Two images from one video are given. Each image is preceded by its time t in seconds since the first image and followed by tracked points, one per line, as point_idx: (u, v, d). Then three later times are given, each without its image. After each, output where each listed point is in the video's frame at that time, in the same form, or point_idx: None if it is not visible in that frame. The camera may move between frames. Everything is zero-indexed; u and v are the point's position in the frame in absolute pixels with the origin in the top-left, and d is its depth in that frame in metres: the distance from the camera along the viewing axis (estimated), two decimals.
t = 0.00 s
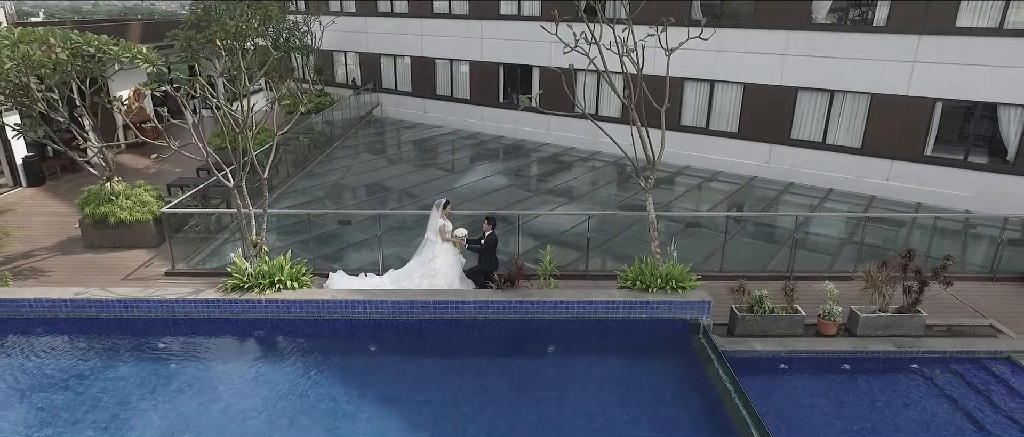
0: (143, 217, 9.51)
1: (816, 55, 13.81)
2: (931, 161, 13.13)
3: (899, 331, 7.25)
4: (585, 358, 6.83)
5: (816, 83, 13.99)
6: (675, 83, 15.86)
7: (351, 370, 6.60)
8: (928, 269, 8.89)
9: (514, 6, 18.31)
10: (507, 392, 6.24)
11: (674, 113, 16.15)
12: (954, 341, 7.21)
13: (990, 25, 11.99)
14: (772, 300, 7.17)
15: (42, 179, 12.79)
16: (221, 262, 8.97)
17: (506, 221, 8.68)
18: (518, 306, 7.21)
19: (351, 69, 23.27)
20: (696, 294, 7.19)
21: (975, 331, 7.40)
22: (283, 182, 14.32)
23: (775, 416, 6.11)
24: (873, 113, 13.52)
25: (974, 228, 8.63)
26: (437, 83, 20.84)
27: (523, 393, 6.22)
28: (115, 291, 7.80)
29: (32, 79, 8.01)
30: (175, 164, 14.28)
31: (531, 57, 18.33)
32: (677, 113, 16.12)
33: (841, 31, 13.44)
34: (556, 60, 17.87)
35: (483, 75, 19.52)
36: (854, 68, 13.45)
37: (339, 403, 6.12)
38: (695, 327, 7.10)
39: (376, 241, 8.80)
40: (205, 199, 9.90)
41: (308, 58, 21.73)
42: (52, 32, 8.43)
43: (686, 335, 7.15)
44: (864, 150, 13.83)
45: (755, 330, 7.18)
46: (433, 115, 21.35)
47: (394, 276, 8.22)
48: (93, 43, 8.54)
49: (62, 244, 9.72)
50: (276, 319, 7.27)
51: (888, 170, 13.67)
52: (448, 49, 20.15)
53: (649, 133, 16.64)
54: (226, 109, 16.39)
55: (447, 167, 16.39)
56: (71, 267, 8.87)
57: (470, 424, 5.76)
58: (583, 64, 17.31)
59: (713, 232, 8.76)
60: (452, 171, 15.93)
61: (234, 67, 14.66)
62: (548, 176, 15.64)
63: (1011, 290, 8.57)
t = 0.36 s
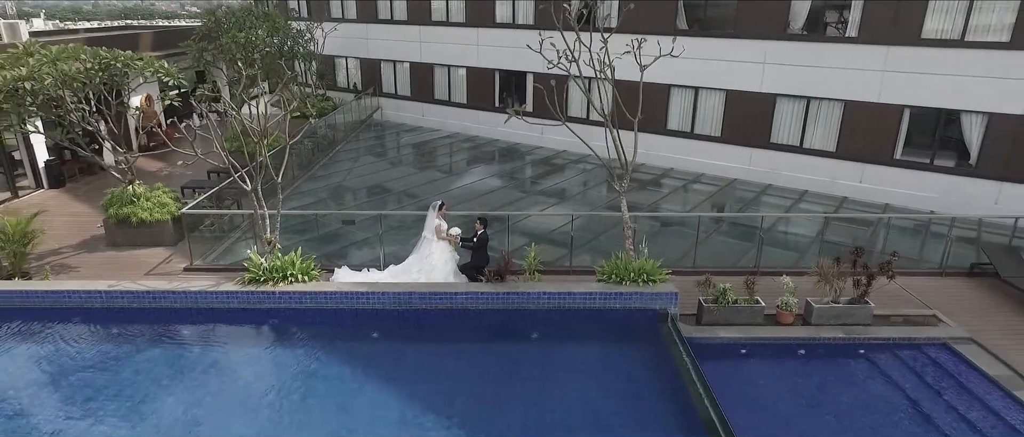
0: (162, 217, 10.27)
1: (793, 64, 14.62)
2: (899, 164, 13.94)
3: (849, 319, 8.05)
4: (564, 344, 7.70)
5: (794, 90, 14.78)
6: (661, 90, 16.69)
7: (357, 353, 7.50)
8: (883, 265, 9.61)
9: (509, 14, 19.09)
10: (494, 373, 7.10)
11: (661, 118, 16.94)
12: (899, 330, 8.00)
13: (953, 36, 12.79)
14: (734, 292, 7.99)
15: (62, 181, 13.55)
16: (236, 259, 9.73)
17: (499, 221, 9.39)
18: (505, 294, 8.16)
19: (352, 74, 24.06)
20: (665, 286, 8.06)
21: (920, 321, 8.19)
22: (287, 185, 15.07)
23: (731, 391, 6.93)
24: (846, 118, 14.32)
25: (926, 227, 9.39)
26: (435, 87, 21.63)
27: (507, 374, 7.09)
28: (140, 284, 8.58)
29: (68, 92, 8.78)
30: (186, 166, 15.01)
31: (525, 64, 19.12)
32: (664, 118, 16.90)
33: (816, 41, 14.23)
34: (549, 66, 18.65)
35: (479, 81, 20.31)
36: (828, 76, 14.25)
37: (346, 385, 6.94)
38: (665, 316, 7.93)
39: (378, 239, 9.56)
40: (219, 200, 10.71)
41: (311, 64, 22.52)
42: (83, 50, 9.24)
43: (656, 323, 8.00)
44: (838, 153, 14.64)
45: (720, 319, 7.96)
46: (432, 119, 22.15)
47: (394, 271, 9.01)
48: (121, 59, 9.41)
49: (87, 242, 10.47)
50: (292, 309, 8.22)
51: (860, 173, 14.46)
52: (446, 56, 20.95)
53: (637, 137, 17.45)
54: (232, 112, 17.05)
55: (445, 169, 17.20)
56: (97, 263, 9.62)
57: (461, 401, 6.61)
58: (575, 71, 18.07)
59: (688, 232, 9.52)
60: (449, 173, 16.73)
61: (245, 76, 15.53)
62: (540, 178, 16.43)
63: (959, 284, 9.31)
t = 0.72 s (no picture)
0: (181, 218, 11.15)
1: (769, 73, 15.53)
2: (869, 168, 14.84)
3: (806, 311, 8.93)
4: (549, 332, 8.62)
5: (772, 98, 15.68)
6: (648, 97, 17.58)
7: (362, 340, 8.45)
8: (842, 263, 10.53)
9: (505, 24, 19.99)
10: (485, 358, 8.01)
11: (648, 124, 17.83)
12: (850, 320, 8.90)
13: (918, 49, 13.68)
14: (701, 286, 8.90)
15: (83, 184, 14.43)
16: (252, 256, 10.64)
17: (493, 222, 10.22)
18: (497, 286, 9.08)
19: (354, 80, 24.96)
20: (638, 281, 8.99)
21: (869, 312, 9.08)
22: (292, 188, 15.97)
23: (693, 371, 7.84)
24: (820, 125, 15.22)
25: (882, 227, 10.29)
26: (433, 93, 22.52)
27: (496, 358, 8.01)
28: (166, 279, 9.47)
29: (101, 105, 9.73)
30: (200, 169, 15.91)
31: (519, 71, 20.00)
32: (651, 124, 17.79)
33: (793, 52, 15.12)
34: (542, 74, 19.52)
35: (476, 88, 21.21)
36: (803, 85, 15.15)
37: (353, 368, 7.85)
38: (638, 307, 8.86)
39: (380, 239, 10.48)
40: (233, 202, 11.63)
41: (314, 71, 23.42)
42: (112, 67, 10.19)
43: (630, 314, 8.94)
44: (812, 158, 15.53)
45: (689, 310, 8.82)
46: (431, 124, 23.05)
47: (395, 268, 9.91)
48: (146, 75, 10.40)
49: (113, 241, 11.37)
50: (305, 300, 9.23)
51: (833, 176, 15.36)
52: (444, 64, 21.85)
53: (626, 142, 18.36)
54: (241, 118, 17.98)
55: (443, 172, 18.13)
56: (124, 260, 10.51)
57: (454, 381, 7.53)
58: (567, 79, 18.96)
59: (665, 232, 10.32)
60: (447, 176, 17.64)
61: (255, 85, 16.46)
62: (533, 181, 17.33)
63: (911, 280, 10.18)
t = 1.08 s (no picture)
0: (200, 220, 12.11)
1: (749, 82, 16.49)
2: (841, 171, 15.81)
3: (769, 302, 9.89)
4: (536, 323, 9.62)
5: (751, 106, 16.66)
6: (636, 104, 18.55)
7: (370, 329, 9.46)
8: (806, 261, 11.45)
9: (501, 33, 20.96)
10: (479, 344, 9.00)
11: (636, 130, 18.81)
12: (808, 311, 9.86)
13: (885, 61, 14.66)
14: (674, 281, 9.88)
15: (105, 187, 15.39)
16: (266, 254, 11.61)
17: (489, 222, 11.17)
18: (490, 280, 10.06)
19: (356, 86, 25.94)
20: (617, 276, 10.00)
21: (826, 304, 10.05)
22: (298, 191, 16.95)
23: (664, 356, 8.83)
24: (796, 131, 16.18)
25: (841, 228, 11.28)
26: (433, 99, 23.49)
27: (489, 344, 9.00)
28: (192, 274, 10.46)
29: (131, 116, 10.85)
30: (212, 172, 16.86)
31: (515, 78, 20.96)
32: (639, 129, 18.75)
33: (770, 63, 16.09)
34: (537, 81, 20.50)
35: (474, 94, 22.17)
36: (780, 94, 16.13)
37: (362, 353, 8.84)
38: (617, 299, 9.87)
39: (383, 238, 11.40)
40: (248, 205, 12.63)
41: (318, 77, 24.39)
42: (139, 82, 11.32)
43: (609, 306, 9.97)
44: (789, 162, 16.49)
45: (663, 303, 9.79)
46: (430, 128, 24.02)
47: (397, 265, 10.87)
48: (171, 88, 11.48)
49: (137, 240, 12.34)
50: (317, 292, 10.24)
51: (808, 180, 16.33)
52: (443, 70, 22.81)
53: (615, 146, 19.33)
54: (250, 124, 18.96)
55: (442, 175, 19.12)
56: (149, 258, 11.47)
57: (452, 364, 8.52)
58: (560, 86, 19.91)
59: (645, 232, 11.29)
60: (445, 178, 18.61)
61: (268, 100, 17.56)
62: (528, 183, 18.29)
63: (869, 276, 11.16)
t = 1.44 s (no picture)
0: (220, 221, 13.15)
1: (730, 92, 17.56)
2: (816, 176, 16.88)
3: (737, 297, 10.95)
4: (527, 314, 10.70)
5: (732, 114, 17.74)
6: (625, 112, 19.62)
7: (377, 320, 10.54)
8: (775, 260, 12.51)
9: (498, 43, 22.02)
10: (475, 333, 10.07)
11: (625, 136, 19.88)
12: (773, 305, 10.93)
13: (854, 73, 15.71)
14: (651, 277, 10.97)
15: (127, 191, 16.42)
16: (281, 253, 12.66)
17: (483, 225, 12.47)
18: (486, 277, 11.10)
19: (359, 92, 27.01)
20: (599, 272, 11.13)
21: (789, 298, 11.11)
22: (307, 195, 18.03)
23: (640, 343, 9.92)
24: (773, 138, 17.25)
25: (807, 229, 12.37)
26: (433, 105, 24.54)
27: (484, 333, 10.07)
28: (216, 271, 11.53)
29: (160, 128, 12.62)
30: (226, 175, 17.85)
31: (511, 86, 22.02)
32: (628, 135, 19.82)
33: (750, 74, 17.15)
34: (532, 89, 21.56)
35: (472, 101, 23.24)
36: (759, 103, 17.19)
37: (371, 341, 9.92)
38: (600, 293, 10.96)
39: (388, 239, 12.55)
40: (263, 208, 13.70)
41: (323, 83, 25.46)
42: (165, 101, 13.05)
43: (593, 299, 11.07)
44: (768, 167, 17.55)
45: (641, 297, 10.85)
46: (430, 133, 25.09)
47: (401, 263, 11.94)
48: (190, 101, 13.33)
49: (161, 240, 13.39)
50: (330, 288, 11.32)
51: (785, 183, 17.41)
52: (443, 78, 23.86)
53: (606, 152, 20.42)
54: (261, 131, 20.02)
55: (442, 178, 20.20)
56: (174, 257, 12.52)
57: (451, 350, 9.59)
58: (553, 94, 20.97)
59: (631, 232, 12.24)
60: (445, 182, 19.68)
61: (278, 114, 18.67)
62: (523, 186, 19.37)
63: (831, 273, 12.23)
